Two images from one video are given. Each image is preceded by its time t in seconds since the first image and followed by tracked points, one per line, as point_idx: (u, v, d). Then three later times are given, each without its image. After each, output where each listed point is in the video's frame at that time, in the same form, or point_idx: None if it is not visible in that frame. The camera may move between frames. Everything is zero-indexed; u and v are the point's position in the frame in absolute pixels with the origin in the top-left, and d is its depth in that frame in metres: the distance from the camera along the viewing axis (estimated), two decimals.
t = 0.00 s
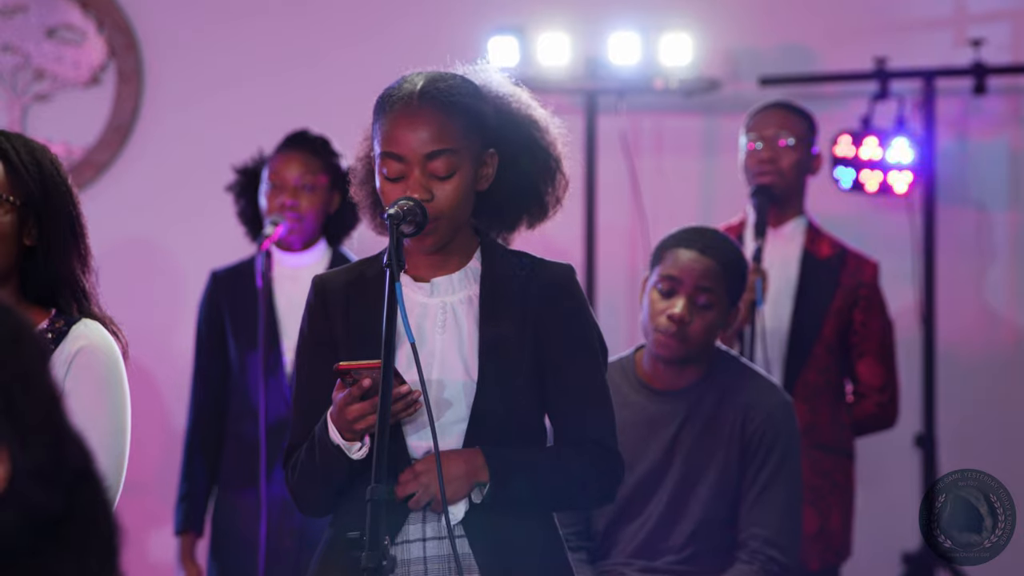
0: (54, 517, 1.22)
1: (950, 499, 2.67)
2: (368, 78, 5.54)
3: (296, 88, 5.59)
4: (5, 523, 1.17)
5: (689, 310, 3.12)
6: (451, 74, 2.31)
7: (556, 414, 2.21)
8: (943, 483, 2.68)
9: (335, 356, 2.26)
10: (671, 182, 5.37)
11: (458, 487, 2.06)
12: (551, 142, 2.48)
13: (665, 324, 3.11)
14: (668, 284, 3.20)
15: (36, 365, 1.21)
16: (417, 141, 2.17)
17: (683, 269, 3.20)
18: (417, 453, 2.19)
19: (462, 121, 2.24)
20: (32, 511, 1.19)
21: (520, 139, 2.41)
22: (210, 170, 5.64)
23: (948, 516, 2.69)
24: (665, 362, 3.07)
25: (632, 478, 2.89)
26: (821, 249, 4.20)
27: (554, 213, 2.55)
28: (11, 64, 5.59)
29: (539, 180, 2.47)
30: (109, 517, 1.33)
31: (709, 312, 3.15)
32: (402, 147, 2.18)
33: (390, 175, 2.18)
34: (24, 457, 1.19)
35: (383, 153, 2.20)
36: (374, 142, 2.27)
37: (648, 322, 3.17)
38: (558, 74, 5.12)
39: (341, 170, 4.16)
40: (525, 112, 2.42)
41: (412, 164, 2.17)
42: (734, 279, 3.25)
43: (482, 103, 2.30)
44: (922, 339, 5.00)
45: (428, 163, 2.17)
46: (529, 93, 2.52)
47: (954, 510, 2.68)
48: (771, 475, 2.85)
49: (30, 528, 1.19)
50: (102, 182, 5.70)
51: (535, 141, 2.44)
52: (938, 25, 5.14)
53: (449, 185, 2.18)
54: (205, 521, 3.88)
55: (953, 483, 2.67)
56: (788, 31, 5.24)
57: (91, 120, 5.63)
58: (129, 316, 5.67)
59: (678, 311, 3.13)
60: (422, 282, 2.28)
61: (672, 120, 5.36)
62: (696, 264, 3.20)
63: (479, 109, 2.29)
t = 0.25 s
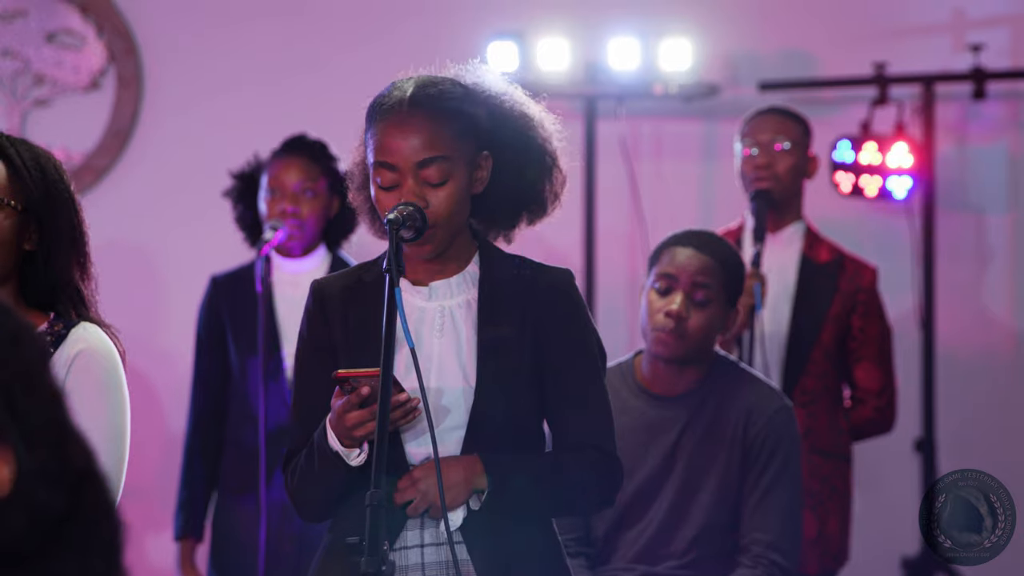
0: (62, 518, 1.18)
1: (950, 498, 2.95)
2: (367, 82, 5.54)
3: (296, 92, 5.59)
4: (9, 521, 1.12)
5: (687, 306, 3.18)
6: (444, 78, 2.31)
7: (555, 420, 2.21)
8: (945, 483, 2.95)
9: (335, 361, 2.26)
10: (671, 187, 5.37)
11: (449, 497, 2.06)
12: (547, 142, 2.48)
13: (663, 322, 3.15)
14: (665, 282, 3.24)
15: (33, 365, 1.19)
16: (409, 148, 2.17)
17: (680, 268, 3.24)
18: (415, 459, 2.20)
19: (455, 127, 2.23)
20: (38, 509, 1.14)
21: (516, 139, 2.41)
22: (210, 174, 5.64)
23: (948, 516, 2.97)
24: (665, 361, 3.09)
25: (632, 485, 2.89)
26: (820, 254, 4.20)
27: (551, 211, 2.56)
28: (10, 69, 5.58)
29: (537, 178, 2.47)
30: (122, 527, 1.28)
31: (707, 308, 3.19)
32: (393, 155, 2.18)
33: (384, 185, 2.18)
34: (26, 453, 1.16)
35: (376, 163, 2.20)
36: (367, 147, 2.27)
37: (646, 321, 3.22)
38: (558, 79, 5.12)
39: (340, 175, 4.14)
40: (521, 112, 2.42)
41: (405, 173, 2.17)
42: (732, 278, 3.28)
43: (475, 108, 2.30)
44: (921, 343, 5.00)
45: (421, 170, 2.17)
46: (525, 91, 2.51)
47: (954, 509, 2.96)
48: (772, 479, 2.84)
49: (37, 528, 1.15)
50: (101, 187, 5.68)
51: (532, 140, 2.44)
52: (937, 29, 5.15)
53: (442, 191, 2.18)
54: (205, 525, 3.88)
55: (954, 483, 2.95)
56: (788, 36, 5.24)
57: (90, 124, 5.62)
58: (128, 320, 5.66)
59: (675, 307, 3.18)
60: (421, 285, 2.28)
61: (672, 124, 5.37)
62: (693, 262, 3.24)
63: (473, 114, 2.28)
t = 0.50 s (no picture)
0: (65, 515, 1.13)
1: (950, 498, 3.17)
2: (368, 85, 5.54)
3: (296, 95, 5.59)
4: (11, 519, 1.08)
5: (683, 301, 3.20)
6: (441, 80, 2.31)
7: (555, 423, 2.21)
8: (946, 484, 3.17)
9: (335, 365, 2.26)
10: (671, 190, 5.37)
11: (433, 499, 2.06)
12: (548, 142, 2.47)
13: (660, 316, 3.18)
14: (662, 278, 3.25)
15: (33, 358, 1.14)
16: (407, 151, 2.17)
17: (678, 265, 3.25)
18: (414, 463, 2.20)
19: (452, 129, 2.23)
20: (40, 506, 1.10)
21: (517, 139, 2.40)
22: (210, 177, 5.64)
23: (948, 516, 3.19)
24: (664, 357, 3.12)
25: (632, 486, 2.89)
26: (819, 253, 4.19)
27: (556, 211, 2.55)
28: (11, 71, 5.59)
29: (539, 177, 2.47)
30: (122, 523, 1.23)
31: (706, 303, 3.21)
32: (391, 161, 2.17)
33: (383, 190, 2.18)
34: (28, 449, 1.11)
35: (374, 168, 2.19)
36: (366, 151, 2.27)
37: (645, 316, 3.24)
38: (558, 80, 5.12)
39: (339, 175, 4.17)
40: (522, 111, 2.41)
41: (403, 178, 2.16)
42: (730, 274, 3.29)
43: (473, 109, 2.30)
44: (922, 345, 4.99)
45: (419, 175, 2.17)
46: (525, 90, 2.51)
47: (956, 509, 3.17)
48: (774, 481, 2.83)
49: (40, 526, 1.11)
50: (101, 190, 5.69)
51: (534, 139, 2.43)
52: (938, 32, 5.15)
53: (441, 196, 2.18)
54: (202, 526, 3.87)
55: (954, 483, 3.17)
56: (788, 38, 5.24)
57: (90, 127, 5.63)
58: (128, 323, 5.66)
59: (673, 301, 3.21)
60: (421, 283, 2.28)
61: (672, 127, 5.36)
62: (690, 258, 3.25)
63: (470, 114, 2.28)
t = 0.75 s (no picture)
0: (65, 513, 1.14)
1: (950, 498, 3.12)
2: (367, 86, 5.54)
3: (296, 95, 5.59)
4: (10, 518, 1.10)
5: (677, 296, 3.19)
6: (444, 83, 2.31)
7: (556, 426, 2.21)
8: (945, 484, 3.13)
9: (337, 362, 2.28)
10: (672, 191, 5.37)
11: (432, 497, 2.05)
12: (553, 143, 2.47)
13: (654, 311, 3.17)
14: (661, 275, 3.25)
15: (31, 359, 1.15)
16: (409, 153, 2.17)
17: (677, 264, 3.24)
18: (412, 461, 2.21)
19: (456, 131, 2.23)
20: (41, 505, 1.11)
21: (521, 140, 2.40)
22: (211, 177, 5.64)
23: (948, 516, 3.15)
24: (658, 355, 3.11)
25: (631, 486, 2.89)
26: (821, 253, 4.18)
27: (562, 213, 2.56)
28: (11, 72, 5.60)
29: (543, 178, 2.47)
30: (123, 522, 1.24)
31: (700, 303, 3.18)
32: (393, 163, 2.18)
33: (385, 192, 2.18)
34: (27, 448, 1.12)
35: (376, 170, 2.20)
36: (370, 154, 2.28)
37: (640, 313, 3.23)
38: (559, 82, 5.12)
39: (339, 176, 4.18)
40: (525, 113, 2.41)
41: (404, 180, 2.17)
42: (730, 272, 3.28)
43: (476, 111, 2.30)
44: (922, 346, 4.99)
45: (420, 176, 2.17)
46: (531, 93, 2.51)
47: (956, 510, 3.13)
48: (773, 482, 2.82)
49: (39, 526, 1.12)
50: (101, 190, 5.69)
51: (538, 140, 2.43)
52: (938, 34, 5.15)
53: (443, 198, 2.18)
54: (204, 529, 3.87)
55: (954, 483, 3.12)
56: (788, 40, 5.24)
57: (90, 128, 5.63)
58: (128, 324, 5.66)
59: (667, 297, 3.20)
60: (424, 282, 2.31)
61: (672, 128, 5.36)
62: (689, 257, 3.24)
63: (474, 116, 2.28)
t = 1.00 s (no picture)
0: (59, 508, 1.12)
1: (949, 498, 3.12)
2: (367, 89, 5.54)
3: (296, 98, 5.59)
4: (9, 513, 1.06)
5: (679, 303, 3.19)
6: (446, 84, 2.35)
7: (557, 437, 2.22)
8: (946, 483, 3.13)
9: (339, 366, 2.32)
10: (672, 195, 5.37)
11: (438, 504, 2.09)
12: (556, 149, 2.50)
13: (655, 317, 3.17)
14: (662, 281, 3.25)
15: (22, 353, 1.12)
16: (410, 148, 2.21)
17: (678, 270, 3.24)
18: (409, 466, 2.24)
19: (456, 126, 2.26)
20: (39, 499, 1.08)
21: (522, 145, 2.42)
22: (212, 181, 5.64)
23: (948, 516, 3.13)
24: (660, 361, 3.10)
25: (632, 492, 2.88)
26: (823, 255, 4.19)
27: (566, 222, 2.56)
28: (11, 76, 5.59)
29: (544, 185, 2.48)
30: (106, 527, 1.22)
31: (702, 308, 3.19)
32: (395, 156, 2.22)
33: (386, 185, 2.22)
34: (24, 444, 1.08)
35: (379, 165, 2.24)
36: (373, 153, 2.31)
37: (641, 319, 3.23)
38: (559, 85, 5.12)
39: (339, 180, 4.19)
40: (526, 117, 2.44)
41: (406, 173, 2.21)
42: (730, 281, 3.27)
43: (478, 108, 2.33)
44: (923, 349, 4.99)
45: (422, 168, 2.21)
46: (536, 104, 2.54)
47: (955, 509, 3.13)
48: (775, 488, 2.82)
49: (37, 521, 1.09)
50: (102, 194, 5.69)
51: (539, 146, 2.45)
52: (938, 37, 5.15)
53: (444, 188, 2.21)
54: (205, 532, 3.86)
55: (954, 483, 3.13)
56: (788, 43, 5.24)
57: (91, 131, 5.63)
58: (128, 327, 5.66)
59: (669, 303, 3.19)
60: (425, 287, 2.33)
61: (672, 131, 5.36)
62: (690, 263, 3.25)
63: (475, 113, 2.31)
